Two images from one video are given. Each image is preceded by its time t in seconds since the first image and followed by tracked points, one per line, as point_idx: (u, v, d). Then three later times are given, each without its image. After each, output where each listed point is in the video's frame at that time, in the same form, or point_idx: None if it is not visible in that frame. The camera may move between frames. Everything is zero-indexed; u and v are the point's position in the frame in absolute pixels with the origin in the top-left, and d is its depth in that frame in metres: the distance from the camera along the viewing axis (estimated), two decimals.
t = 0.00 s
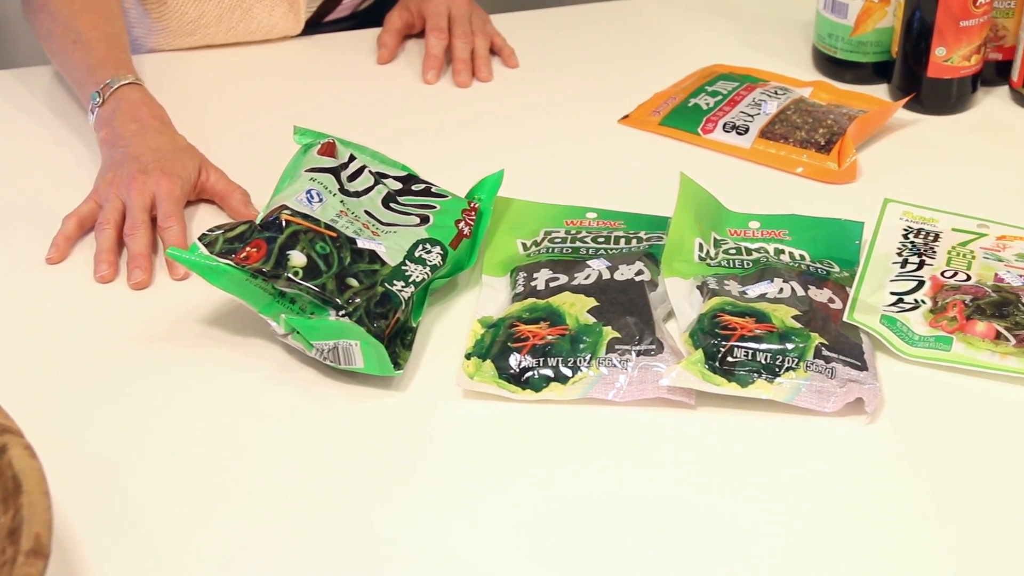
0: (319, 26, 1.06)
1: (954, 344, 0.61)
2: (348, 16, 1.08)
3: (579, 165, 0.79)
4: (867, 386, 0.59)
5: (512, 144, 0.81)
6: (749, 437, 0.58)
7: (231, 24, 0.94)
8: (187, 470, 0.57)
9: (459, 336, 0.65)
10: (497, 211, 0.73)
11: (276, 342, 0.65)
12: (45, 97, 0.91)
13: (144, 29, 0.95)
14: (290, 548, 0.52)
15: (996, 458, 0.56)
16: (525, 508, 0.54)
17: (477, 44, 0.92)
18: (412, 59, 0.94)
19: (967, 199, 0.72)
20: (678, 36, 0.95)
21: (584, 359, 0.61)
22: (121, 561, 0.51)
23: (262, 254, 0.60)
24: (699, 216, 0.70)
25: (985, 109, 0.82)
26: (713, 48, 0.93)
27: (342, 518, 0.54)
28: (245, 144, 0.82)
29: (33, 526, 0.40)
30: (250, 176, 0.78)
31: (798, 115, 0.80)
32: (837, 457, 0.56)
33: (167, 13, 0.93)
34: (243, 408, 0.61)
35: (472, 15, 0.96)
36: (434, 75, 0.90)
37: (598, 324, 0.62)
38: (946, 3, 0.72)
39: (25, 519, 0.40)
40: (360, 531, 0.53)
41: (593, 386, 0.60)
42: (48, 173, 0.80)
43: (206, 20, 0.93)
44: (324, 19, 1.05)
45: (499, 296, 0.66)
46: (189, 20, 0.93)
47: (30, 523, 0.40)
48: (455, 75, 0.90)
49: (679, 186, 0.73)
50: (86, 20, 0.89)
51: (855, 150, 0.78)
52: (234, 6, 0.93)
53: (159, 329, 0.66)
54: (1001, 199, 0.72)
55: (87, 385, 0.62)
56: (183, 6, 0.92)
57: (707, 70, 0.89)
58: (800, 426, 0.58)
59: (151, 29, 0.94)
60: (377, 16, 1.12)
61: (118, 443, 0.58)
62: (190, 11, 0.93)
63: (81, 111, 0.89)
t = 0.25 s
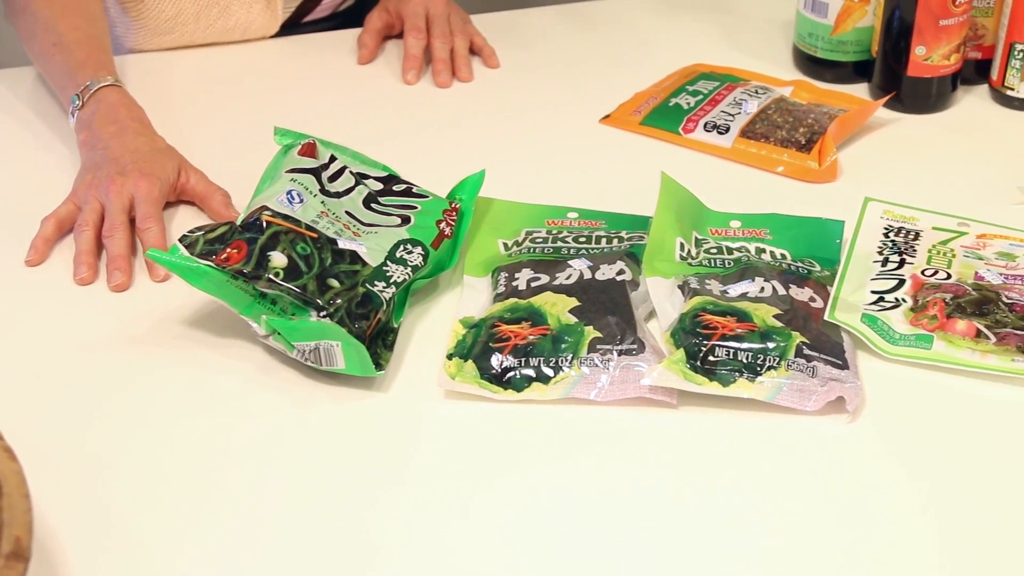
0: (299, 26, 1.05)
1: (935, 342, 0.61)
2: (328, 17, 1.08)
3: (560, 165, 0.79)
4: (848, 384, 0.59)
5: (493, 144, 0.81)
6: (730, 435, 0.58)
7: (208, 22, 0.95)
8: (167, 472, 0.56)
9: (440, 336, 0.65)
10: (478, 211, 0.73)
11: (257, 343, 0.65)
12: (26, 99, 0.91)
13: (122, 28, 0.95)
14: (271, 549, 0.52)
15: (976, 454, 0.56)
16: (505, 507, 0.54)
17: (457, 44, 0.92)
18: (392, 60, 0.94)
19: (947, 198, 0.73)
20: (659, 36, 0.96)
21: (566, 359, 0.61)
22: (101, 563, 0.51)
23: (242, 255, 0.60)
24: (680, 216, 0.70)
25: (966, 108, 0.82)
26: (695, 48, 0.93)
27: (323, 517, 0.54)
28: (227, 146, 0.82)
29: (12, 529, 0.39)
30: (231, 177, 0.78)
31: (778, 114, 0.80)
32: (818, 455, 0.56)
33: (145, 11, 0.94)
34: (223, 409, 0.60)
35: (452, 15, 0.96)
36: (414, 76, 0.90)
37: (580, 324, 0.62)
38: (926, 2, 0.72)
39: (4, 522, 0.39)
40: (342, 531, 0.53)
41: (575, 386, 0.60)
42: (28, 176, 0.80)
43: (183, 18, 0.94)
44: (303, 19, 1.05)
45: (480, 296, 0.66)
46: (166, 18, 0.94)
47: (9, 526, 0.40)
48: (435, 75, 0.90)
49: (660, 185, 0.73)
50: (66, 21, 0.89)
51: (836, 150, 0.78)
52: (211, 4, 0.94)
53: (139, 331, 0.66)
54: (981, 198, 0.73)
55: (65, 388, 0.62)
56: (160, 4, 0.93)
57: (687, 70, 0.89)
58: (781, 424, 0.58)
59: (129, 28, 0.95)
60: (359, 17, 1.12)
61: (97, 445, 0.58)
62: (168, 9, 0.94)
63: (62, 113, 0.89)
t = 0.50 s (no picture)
0: (280, 28, 1.06)
1: (922, 341, 0.61)
2: (310, 19, 1.08)
3: (548, 165, 0.79)
4: (836, 384, 0.59)
5: (481, 145, 0.81)
6: (718, 435, 0.58)
7: (187, 19, 0.95)
8: (154, 473, 0.56)
9: (428, 337, 0.65)
10: (466, 211, 0.73)
11: (245, 345, 0.65)
12: (13, 100, 0.91)
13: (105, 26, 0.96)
14: (258, 550, 0.52)
15: (963, 453, 0.56)
16: (492, 507, 0.54)
17: (445, 44, 0.92)
18: (380, 60, 0.94)
19: (934, 197, 0.73)
20: (648, 36, 0.96)
21: (554, 359, 0.61)
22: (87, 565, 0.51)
23: (230, 256, 0.59)
24: (668, 216, 0.70)
25: (954, 108, 0.83)
26: (683, 47, 0.94)
27: (310, 518, 0.54)
28: (215, 148, 0.82)
29: None
30: (219, 179, 0.78)
31: (766, 114, 0.80)
32: (806, 454, 0.56)
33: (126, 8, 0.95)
34: (210, 410, 0.60)
35: (439, 16, 0.96)
36: (402, 77, 0.90)
37: (568, 324, 0.62)
38: (913, 2, 0.72)
39: None
40: (328, 531, 0.53)
41: (563, 386, 0.60)
42: (15, 177, 0.80)
43: (163, 15, 0.95)
44: (283, 21, 1.06)
45: (468, 297, 0.66)
46: (146, 15, 0.95)
47: None
48: (423, 76, 0.90)
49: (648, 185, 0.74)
50: (55, 20, 0.89)
51: (823, 149, 0.78)
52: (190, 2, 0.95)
53: (126, 332, 0.66)
54: (969, 197, 0.73)
55: (51, 389, 0.61)
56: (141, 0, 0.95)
57: (675, 70, 0.89)
58: (769, 423, 0.58)
59: (111, 24, 0.96)
60: (348, 17, 1.12)
61: (84, 446, 0.58)
62: (148, 6, 0.95)
63: (50, 114, 0.89)
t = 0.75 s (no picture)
0: (269, 29, 1.06)
1: (913, 341, 0.61)
2: (301, 19, 1.08)
3: (540, 165, 0.79)
4: (827, 383, 0.59)
5: (472, 145, 0.81)
6: (709, 434, 0.58)
7: (178, 20, 0.95)
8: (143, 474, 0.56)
9: (419, 337, 0.65)
10: (457, 211, 0.73)
11: (235, 345, 0.65)
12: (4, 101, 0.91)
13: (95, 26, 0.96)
14: (248, 550, 0.52)
15: (953, 451, 0.56)
16: (482, 506, 0.54)
17: (436, 44, 0.92)
18: (372, 60, 0.94)
19: (925, 196, 0.73)
20: (639, 36, 0.96)
21: (545, 359, 0.61)
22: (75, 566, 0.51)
23: (221, 257, 0.59)
24: (658, 216, 0.70)
25: (945, 107, 0.83)
26: (674, 47, 0.94)
27: (299, 518, 0.54)
28: (206, 149, 0.82)
29: None
30: (210, 180, 0.78)
31: (756, 114, 0.81)
32: (797, 453, 0.56)
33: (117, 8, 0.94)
34: (200, 411, 0.60)
35: (430, 15, 0.96)
36: (393, 77, 0.90)
37: (559, 324, 0.62)
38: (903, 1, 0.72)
39: None
40: (318, 531, 0.53)
41: (554, 386, 0.60)
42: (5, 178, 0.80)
43: (154, 15, 0.95)
44: (273, 22, 1.06)
45: (459, 297, 0.66)
46: (137, 15, 0.94)
47: None
48: (414, 76, 0.90)
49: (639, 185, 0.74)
50: (52, 16, 0.88)
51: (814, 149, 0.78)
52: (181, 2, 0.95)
53: (116, 333, 0.66)
54: (959, 197, 0.73)
55: (41, 390, 0.61)
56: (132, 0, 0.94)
57: (666, 69, 0.89)
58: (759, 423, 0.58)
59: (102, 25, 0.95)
60: (339, 18, 1.12)
61: (73, 447, 0.58)
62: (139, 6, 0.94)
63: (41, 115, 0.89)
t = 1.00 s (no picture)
0: (266, 31, 1.05)
1: (903, 340, 0.61)
2: (295, 21, 1.08)
3: (530, 166, 0.79)
4: (817, 383, 0.59)
5: (462, 146, 0.81)
6: (698, 434, 0.58)
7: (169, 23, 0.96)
8: (132, 474, 0.56)
9: (410, 338, 0.65)
10: (447, 212, 0.73)
11: (225, 346, 0.65)
12: None
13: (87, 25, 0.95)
14: (236, 550, 0.52)
15: (942, 450, 0.56)
16: (471, 506, 0.54)
17: (427, 45, 0.92)
18: (363, 61, 0.94)
19: (915, 196, 0.73)
20: (630, 36, 0.96)
21: (535, 359, 0.61)
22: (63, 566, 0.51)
23: (211, 258, 0.59)
24: (648, 216, 0.70)
25: (935, 107, 0.83)
26: (665, 48, 0.94)
27: (289, 518, 0.54)
28: (198, 150, 0.82)
29: None
30: (201, 181, 0.78)
31: (747, 114, 0.81)
32: (786, 453, 0.56)
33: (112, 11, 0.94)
34: (189, 412, 0.60)
35: (422, 16, 0.96)
36: (383, 77, 0.90)
37: (549, 324, 0.62)
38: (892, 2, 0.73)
39: None
40: (307, 531, 0.53)
41: (545, 386, 0.60)
42: None
43: (147, 19, 0.95)
44: (270, 23, 1.05)
45: (449, 298, 0.66)
46: (132, 19, 0.94)
47: None
48: (404, 77, 0.90)
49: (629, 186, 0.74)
50: (46, 16, 0.88)
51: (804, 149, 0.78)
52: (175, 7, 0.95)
53: (107, 334, 0.66)
54: (949, 196, 0.73)
55: (30, 391, 0.61)
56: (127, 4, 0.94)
57: (657, 69, 0.89)
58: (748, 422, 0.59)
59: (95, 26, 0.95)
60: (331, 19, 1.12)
61: (62, 448, 0.58)
62: (134, 10, 0.94)
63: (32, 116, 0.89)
